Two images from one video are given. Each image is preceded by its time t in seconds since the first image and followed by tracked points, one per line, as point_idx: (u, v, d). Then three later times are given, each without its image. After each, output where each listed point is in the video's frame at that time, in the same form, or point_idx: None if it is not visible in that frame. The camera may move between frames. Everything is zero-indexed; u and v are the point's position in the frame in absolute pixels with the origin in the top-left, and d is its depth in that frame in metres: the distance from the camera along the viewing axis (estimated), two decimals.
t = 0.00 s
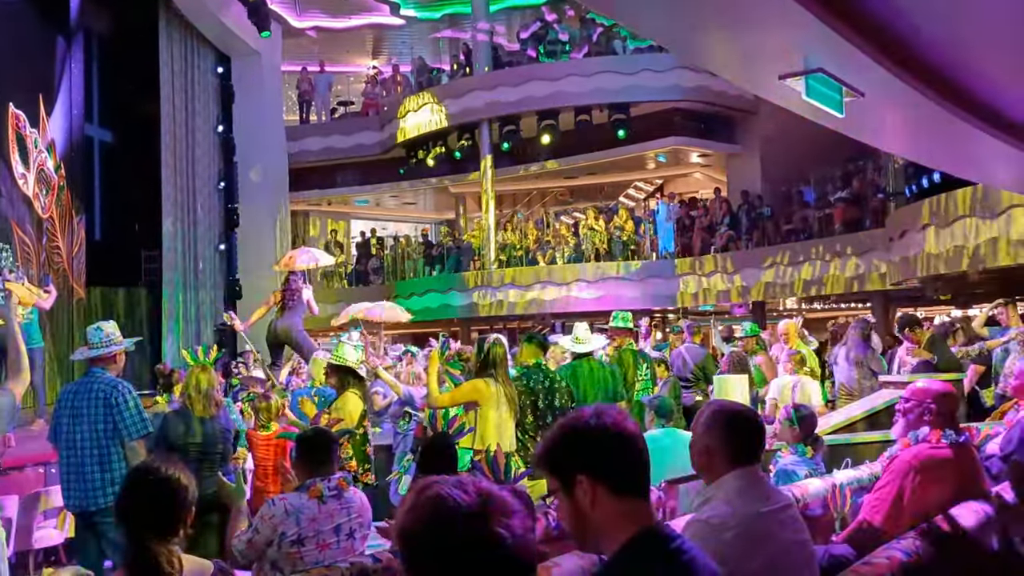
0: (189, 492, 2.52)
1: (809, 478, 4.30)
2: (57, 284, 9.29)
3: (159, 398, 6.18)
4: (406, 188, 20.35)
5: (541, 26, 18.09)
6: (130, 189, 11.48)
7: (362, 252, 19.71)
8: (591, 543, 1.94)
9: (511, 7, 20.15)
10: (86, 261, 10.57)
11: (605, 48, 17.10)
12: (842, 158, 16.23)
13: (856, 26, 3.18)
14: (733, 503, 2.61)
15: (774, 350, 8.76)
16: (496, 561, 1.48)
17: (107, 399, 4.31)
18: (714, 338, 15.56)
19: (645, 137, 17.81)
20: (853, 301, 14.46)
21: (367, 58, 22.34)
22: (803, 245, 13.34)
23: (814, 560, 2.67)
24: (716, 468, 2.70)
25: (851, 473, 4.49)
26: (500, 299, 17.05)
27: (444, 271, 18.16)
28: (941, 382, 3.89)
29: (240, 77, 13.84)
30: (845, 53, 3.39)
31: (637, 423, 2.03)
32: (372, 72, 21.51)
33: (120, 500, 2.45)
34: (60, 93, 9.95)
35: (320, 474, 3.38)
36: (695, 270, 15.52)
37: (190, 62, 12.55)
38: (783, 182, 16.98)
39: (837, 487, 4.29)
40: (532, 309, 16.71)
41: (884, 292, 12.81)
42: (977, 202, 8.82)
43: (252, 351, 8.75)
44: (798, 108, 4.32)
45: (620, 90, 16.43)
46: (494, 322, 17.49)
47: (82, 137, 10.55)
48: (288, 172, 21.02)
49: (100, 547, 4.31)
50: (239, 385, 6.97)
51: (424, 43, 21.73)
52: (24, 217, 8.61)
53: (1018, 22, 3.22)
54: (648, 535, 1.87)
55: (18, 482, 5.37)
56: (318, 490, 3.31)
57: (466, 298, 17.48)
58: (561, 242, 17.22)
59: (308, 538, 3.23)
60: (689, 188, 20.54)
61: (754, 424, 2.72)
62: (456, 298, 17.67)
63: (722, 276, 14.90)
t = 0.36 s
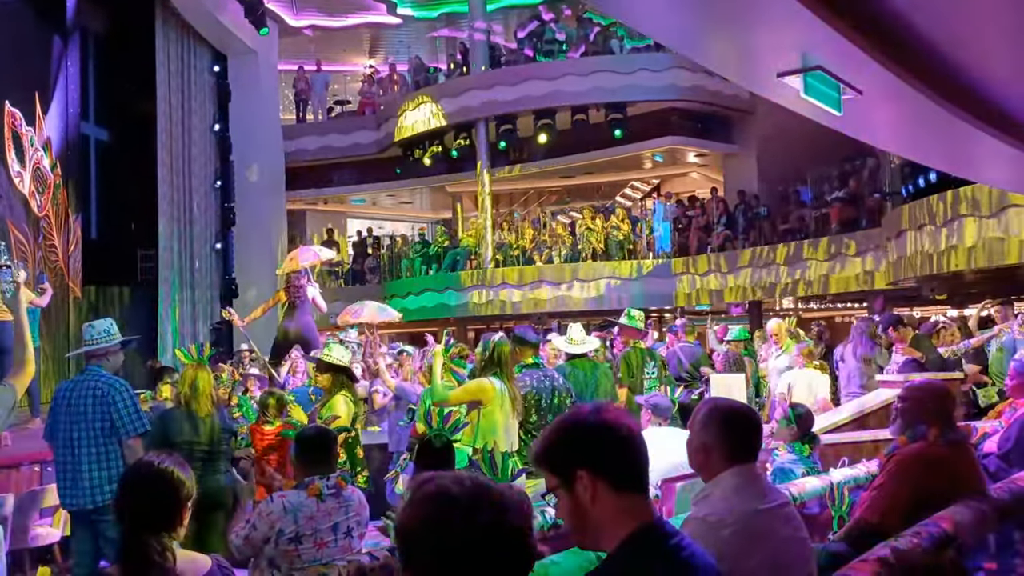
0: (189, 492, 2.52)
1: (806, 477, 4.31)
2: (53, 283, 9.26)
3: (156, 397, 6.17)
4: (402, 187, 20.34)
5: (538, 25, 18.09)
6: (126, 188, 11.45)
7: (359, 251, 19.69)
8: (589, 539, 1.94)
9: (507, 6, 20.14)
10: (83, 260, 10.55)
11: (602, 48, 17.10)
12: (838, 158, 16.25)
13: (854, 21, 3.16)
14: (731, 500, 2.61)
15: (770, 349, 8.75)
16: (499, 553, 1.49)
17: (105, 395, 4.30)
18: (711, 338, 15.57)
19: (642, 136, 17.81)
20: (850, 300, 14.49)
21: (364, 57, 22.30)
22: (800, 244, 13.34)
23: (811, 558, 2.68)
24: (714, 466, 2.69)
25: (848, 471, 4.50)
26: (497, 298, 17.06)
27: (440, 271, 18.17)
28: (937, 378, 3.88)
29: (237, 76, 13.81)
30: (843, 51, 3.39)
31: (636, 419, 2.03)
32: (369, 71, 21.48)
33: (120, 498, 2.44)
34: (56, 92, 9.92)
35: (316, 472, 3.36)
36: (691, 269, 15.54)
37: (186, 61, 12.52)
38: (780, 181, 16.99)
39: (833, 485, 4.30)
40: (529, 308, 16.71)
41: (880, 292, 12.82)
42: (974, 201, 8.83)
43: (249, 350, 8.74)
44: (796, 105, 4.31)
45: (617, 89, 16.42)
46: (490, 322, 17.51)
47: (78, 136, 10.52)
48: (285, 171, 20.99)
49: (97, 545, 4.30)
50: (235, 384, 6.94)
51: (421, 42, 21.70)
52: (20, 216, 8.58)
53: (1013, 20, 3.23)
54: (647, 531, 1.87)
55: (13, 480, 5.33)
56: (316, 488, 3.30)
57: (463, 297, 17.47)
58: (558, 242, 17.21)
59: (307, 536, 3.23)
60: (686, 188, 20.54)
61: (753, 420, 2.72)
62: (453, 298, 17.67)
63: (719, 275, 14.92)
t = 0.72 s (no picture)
0: (191, 494, 2.39)
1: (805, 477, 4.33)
2: (52, 282, 9.26)
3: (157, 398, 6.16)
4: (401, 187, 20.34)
5: (537, 25, 18.09)
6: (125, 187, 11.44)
7: (358, 251, 19.68)
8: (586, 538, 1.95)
9: (506, 6, 20.12)
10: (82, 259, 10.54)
11: (601, 47, 17.11)
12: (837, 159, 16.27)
13: (853, 22, 3.16)
14: (731, 501, 2.61)
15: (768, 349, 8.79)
16: (505, 554, 1.49)
17: (100, 394, 4.30)
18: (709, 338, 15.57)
19: (641, 136, 17.82)
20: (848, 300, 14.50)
21: (363, 57, 22.29)
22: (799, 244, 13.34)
23: (811, 559, 2.69)
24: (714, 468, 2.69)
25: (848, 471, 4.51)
26: (496, 298, 17.07)
27: (439, 270, 18.18)
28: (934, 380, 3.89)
29: (236, 76, 13.82)
30: (843, 53, 3.41)
31: (634, 421, 2.03)
32: (368, 71, 21.47)
33: (123, 501, 2.34)
34: (55, 91, 9.91)
35: (317, 471, 3.35)
36: (690, 269, 15.55)
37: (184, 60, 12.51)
38: (779, 181, 16.98)
39: (833, 485, 4.31)
40: (528, 308, 16.71)
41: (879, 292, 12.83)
42: (974, 202, 8.82)
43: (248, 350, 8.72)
44: (796, 106, 4.32)
45: (617, 89, 16.43)
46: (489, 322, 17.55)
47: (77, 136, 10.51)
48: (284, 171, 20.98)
49: (95, 545, 4.30)
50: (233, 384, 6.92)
51: (420, 42, 21.67)
52: (19, 215, 8.56)
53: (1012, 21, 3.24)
54: (646, 534, 1.87)
55: (11, 479, 5.33)
56: (316, 488, 3.30)
57: (462, 298, 17.49)
58: (556, 242, 17.22)
59: (307, 537, 3.23)
60: (685, 188, 20.54)
61: (753, 423, 2.72)
62: (452, 298, 17.67)
63: (718, 275, 14.93)
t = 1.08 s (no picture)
0: (196, 493, 2.40)
1: (805, 475, 4.33)
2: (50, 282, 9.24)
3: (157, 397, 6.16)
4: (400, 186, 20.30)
5: (536, 25, 18.10)
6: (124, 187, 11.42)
7: (357, 250, 19.69)
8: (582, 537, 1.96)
9: (505, 6, 20.10)
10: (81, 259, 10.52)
11: (601, 47, 17.11)
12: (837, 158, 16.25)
13: (854, 21, 3.16)
14: (734, 502, 2.61)
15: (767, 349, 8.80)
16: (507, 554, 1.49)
17: (102, 392, 4.29)
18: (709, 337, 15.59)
19: (640, 135, 17.82)
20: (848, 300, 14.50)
21: (362, 57, 22.27)
22: (799, 243, 13.35)
23: (814, 559, 2.69)
24: (714, 467, 2.70)
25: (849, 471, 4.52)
26: (494, 298, 17.13)
27: (438, 271, 18.21)
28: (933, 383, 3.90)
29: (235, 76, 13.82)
30: (845, 54, 3.42)
31: (635, 421, 2.03)
32: (367, 70, 21.44)
33: (126, 500, 2.33)
34: (54, 90, 9.91)
35: (318, 470, 3.37)
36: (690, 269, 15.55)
37: (184, 60, 12.49)
38: (779, 181, 16.97)
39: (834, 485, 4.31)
40: (527, 308, 16.74)
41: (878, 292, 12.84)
42: (975, 202, 8.81)
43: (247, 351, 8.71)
44: (797, 106, 4.31)
45: (615, 89, 16.45)
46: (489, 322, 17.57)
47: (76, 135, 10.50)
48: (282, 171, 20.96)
49: (97, 543, 4.31)
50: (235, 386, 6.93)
51: (420, 42, 21.64)
52: (17, 215, 8.55)
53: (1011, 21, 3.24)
54: (646, 536, 1.87)
55: (11, 480, 5.32)
56: (317, 488, 3.30)
57: (462, 297, 17.50)
58: (556, 242, 17.24)
59: (309, 536, 3.24)
60: (684, 187, 20.51)
61: (755, 424, 2.72)
62: (450, 297, 17.69)
63: (717, 275, 14.95)
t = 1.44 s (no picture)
0: (204, 487, 2.39)
1: (811, 474, 4.32)
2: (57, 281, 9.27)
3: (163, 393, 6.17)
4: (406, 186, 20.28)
5: (542, 24, 18.08)
6: (130, 187, 11.41)
7: (362, 250, 19.72)
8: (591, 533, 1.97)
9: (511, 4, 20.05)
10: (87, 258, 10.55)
11: (606, 47, 17.08)
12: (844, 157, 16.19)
13: (864, 19, 3.15)
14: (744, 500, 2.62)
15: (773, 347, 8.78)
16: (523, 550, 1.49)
17: (123, 389, 4.31)
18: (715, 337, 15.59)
19: (646, 135, 17.80)
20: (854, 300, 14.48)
21: (368, 56, 22.25)
22: (806, 242, 13.34)
23: (824, 558, 2.68)
24: (724, 464, 2.71)
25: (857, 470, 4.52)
26: (500, 298, 17.18)
27: (444, 270, 18.24)
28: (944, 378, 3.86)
29: (241, 75, 13.84)
30: (854, 52, 3.41)
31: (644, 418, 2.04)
32: (373, 69, 21.43)
33: (134, 496, 2.34)
34: (61, 90, 9.95)
35: (326, 468, 3.39)
36: (696, 269, 15.54)
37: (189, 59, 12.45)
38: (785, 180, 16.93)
39: (843, 485, 4.30)
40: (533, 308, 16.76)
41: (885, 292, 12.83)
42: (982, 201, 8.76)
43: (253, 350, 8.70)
44: (805, 105, 4.31)
45: (620, 89, 16.44)
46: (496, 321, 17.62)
47: (83, 135, 10.54)
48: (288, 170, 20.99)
49: (113, 540, 4.30)
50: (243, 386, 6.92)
51: (425, 41, 21.62)
52: (25, 214, 8.59)
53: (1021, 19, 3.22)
54: (658, 532, 1.87)
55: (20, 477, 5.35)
56: (325, 485, 3.32)
57: (468, 297, 17.55)
58: (562, 242, 17.25)
59: (317, 534, 3.25)
60: (689, 187, 20.45)
61: (764, 422, 2.72)
62: (456, 297, 17.73)
63: (723, 274, 14.95)
